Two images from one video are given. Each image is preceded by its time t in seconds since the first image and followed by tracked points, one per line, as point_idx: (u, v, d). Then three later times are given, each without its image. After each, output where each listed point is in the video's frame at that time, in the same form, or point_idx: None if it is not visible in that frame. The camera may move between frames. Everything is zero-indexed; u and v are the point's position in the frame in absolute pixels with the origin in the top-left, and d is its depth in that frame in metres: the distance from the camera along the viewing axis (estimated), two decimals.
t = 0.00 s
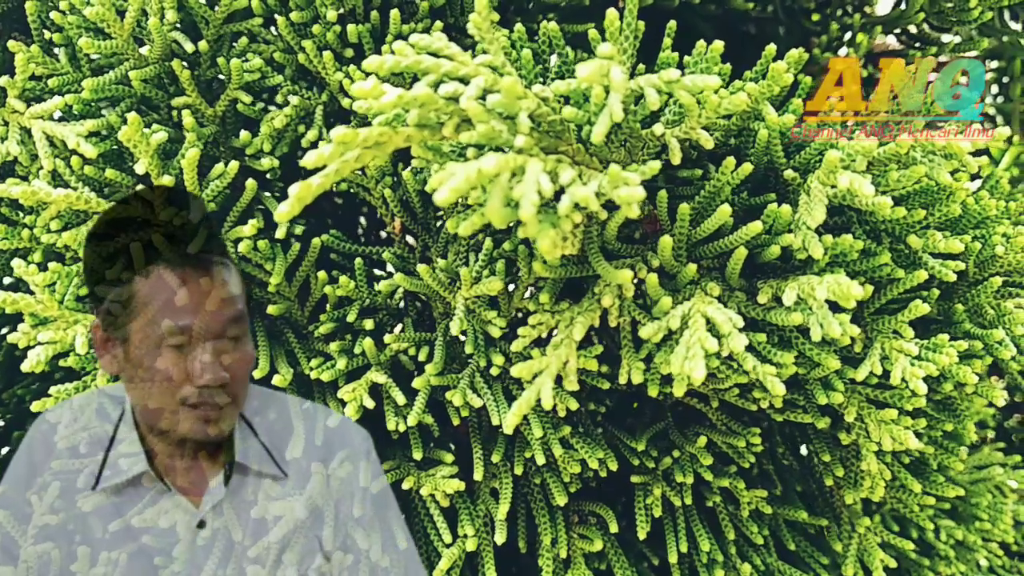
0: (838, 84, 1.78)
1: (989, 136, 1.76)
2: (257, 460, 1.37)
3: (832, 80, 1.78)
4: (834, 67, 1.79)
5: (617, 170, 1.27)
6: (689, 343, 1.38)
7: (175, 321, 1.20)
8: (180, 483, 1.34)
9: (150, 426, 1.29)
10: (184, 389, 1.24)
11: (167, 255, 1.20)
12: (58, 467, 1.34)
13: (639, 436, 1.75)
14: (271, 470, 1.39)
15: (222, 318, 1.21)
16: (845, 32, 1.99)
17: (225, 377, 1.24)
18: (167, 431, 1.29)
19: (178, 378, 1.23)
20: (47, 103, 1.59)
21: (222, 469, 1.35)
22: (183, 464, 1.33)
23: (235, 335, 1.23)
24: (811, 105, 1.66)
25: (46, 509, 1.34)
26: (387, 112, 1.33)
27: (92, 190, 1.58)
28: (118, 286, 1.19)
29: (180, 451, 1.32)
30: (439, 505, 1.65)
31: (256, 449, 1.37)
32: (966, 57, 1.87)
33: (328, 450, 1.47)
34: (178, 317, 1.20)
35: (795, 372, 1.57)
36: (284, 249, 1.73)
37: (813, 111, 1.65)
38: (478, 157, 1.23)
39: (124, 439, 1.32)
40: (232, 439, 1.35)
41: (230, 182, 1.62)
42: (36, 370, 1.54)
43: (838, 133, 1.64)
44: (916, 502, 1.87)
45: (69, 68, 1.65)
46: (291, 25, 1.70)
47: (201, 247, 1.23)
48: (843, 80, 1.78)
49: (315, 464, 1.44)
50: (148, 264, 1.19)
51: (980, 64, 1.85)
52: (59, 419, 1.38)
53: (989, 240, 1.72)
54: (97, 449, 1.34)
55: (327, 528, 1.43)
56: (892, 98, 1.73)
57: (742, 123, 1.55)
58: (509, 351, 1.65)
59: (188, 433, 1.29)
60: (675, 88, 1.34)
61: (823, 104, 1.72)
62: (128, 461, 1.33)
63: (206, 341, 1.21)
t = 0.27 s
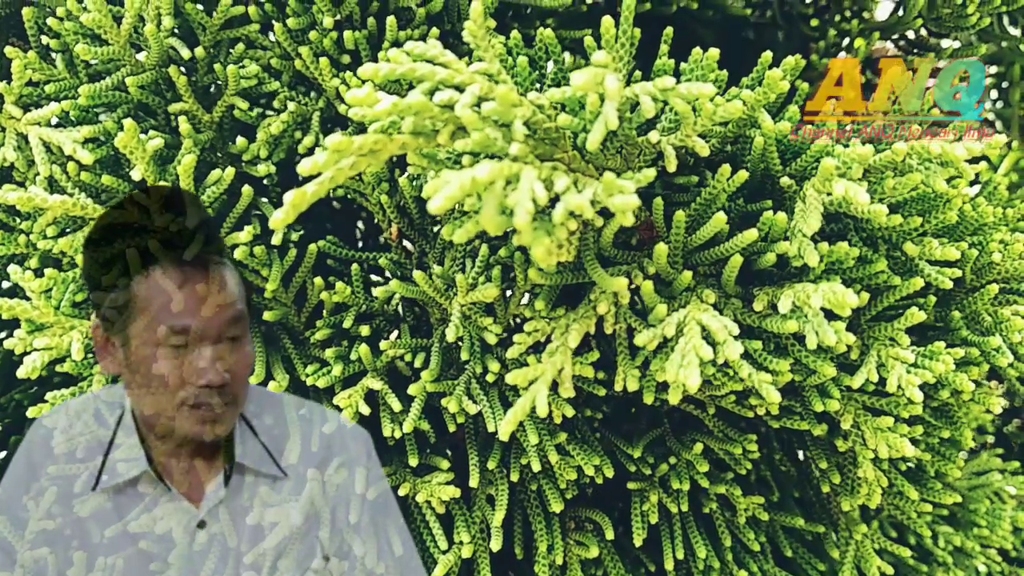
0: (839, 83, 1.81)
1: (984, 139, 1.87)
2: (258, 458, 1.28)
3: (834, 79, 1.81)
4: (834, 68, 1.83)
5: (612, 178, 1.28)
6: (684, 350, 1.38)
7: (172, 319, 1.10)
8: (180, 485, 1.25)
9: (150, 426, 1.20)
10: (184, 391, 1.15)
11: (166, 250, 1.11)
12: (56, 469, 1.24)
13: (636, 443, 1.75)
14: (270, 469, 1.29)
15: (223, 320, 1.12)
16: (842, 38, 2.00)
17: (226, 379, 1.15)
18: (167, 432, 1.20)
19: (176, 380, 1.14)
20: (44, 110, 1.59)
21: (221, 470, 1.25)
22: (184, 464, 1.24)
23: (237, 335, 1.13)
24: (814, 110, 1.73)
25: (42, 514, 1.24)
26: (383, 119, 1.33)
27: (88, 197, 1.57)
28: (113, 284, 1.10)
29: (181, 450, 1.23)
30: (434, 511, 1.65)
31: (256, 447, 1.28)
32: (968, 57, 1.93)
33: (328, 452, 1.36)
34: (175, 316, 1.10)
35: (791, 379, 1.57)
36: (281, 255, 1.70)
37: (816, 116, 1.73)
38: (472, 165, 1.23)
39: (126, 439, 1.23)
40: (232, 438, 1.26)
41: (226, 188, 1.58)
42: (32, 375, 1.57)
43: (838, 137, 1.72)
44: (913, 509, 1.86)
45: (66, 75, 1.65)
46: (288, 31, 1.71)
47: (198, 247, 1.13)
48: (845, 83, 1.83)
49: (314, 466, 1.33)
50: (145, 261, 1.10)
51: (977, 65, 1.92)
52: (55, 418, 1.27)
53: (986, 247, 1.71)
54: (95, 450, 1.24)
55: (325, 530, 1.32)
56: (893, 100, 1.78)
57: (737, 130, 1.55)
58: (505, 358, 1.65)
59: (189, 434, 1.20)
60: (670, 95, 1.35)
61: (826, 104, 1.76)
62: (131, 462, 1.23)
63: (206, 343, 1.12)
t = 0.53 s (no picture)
0: (839, 84, 1.86)
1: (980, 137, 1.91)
2: (260, 458, 1.29)
3: (833, 81, 1.85)
4: (833, 69, 1.86)
5: (606, 179, 1.27)
6: (679, 351, 1.38)
7: (170, 319, 1.12)
8: (180, 484, 1.26)
9: (150, 425, 1.21)
10: (184, 391, 1.17)
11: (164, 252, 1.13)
12: (53, 470, 1.27)
13: (631, 443, 1.75)
14: (271, 470, 1.29)
15: (222, 319, 1.13)
16: (840, 39, 1.99)
17: (225, 378, 1.16)
18: (167, 431, 1.22)
19: (176, 379, 1.15)
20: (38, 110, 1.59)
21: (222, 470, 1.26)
22: (183, 464, 1.25)
23: (236, 335, 1.15)
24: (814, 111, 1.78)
25: (37, 514, 1.27)
26: (377, 119, 1.33)
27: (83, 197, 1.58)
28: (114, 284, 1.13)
29: (180, 450, 1.24)
30: (429, 511, 1.64)
31: (257, 448, 1.28)
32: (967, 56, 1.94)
33: (324, 452, 1.36)
34: (174, 316, 1.12)
35: (786, 380, 1.57)
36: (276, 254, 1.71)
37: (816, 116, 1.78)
38: (467, 166, 1.23)
39: (120, 438, 1.26)
40: (233, 438, 1.27)
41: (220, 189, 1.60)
42: (25, 377, 1.55)
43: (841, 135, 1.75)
44: (909, 509, 1.86)
45: (61, 75, 1.65)
46: (283, 31, 1.70)
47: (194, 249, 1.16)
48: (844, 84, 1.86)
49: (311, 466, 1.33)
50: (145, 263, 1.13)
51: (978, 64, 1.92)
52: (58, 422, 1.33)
53: (983, 247, 1.71)
54: (91, 452, 1.27)
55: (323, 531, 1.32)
56: (892, 99, 1.82)
57: (733, 130, 1.55)
58: (500, 358, 1.65)
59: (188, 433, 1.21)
60: (665, 96, 1.34)
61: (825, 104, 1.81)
62: (125, 462, 1.25)
63: (205, 343, 1.13)
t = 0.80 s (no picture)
0: (839, 84, 1.86)
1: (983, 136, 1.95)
2: (259, 458, 1.21)
3: (832, 82, 1.86)
4: (832, 71, 1.88)
5: (597, 177, 1.28)
6: (669, 351, 1.38)
7: (173, 319, 1.04)
8: (180, 483, 1.19)
9: (152, 424, 1.14)
10: (184, 391, 1.08)
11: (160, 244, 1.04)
12: (47, 470, 1.20)
13: (624, 443, 1.74)
14: (270, 470, 1.22)
15: (223, 318, 1.05)
16: (834, 38, 1.99)
17: (226, 378, 1.08)
18: (168, 430, 1.14)
19: (175, 378, 1.07)
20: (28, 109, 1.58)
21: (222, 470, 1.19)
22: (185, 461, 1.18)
23: (239, 333, 1.07)
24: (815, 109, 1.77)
25: (28, 513, 1.19)
26: (366, 118, 1.33)
27: (73, 195, 1.58)
28: (114, 281, 1.04)
29: (180, 447, 1.17)
30: (421, 511, 1.64)
31: (256, 448, 1.21)
32: (965, 56, 1.97)
33: (326, 449, 1.29)
34: (175, 314, 1.04)
35: (778, 379, 1.57)
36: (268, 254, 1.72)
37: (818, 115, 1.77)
38: (455, 165, 1.23)
39: (118, 438, 1.17)
40: (231, 438, 1.20)
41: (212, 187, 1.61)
42: (14, 376, 1.54)
43: (842, 134, 1.75)
44: (903, 509, 1.86)
45: (52, 74, 1.65)
46: (275, 30, 1.70)
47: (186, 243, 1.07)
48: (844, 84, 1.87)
49: (310, 466, 1.25)
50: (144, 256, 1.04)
51: (977, 65, 1.96)
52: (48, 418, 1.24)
53: (976, 247, 1.71)
54: (86, 452, 1.19)
55: (325, 529, 1.27)
56: (892, 97, 1.81)
57: (726, 129, 1.55)
58: (492, 358, 1.65)
59: (195, 434, 1.14)
60: (655, 95, 1.34)
61: (825, 104, 1.81)
62: (124, 461, 1.17)
63: (206, 342, 1.05)
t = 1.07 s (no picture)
0: (839, 85, 1.86)
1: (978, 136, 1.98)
2: (259, 459, 1.18)
3: (833, 82, 1.86)
4: (833, 70, 1.87)
5: (591, 178, 1.27)
6: (664, 351, 1.37)
7: (172, 318, 1.00)
8: (180, 484, 1.16)
9: (151, 427, 1.10)
10: (183, 393, 1.04)
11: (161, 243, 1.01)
12: (41, 471, 1.15)
13: (619, 443, 1.74)
14: (270, 470, 1.19)
15: (223, 318, 1.02)
16: (831, 37, 1.99)
17: (227, 379, 1.04)
18: (168, 432, 1.10)
19: (174, 381, 1.03)
20: (22, 108, 1.58)
21: (222, 470, 1.16)
22: (186, 462, 1.15)
23: (240, 332, 1.03)
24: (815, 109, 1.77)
25: (23, 514, 1.14)
26: (360, 118, 1.33)
27: (67, 195, 1.58)
28: (113, 279, 1.01)
29: (180, 449, 1.13)
30: (416, 512, 1.63)
31: (256, 448, 1.18)
32: (965, 55, 1.97)
33: (325, 449, 1.24)
34: (175, 314, 1.00)
35: (774, 380, 1.56)
36: (262, 254, 1.72)
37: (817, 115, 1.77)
38: (449, 165, 1.23)
39: (118, 436, 1.14)
40: (232, 438, 1.16)
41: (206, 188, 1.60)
42: (8, 377, 1.53)
43: (839, 135, 1.75)
44: (899, 509, 1.85)
45: (46, 74, 1.65)
46: (269, 30, 1.69)
47: (185, 242, 1.04)
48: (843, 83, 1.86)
49: (309, 467, 1.21)
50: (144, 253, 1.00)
51: (976, 64, 1.97)
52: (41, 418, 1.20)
53: (971, 247, 1.70)
54: (84, 452, 1.15)
55: (325, 530, 1.22)
56: (892, 98, 1.81)
57: (721, 129, 1.54)
58: (487, 358, 1.65)
59: (195, 437, 1.10)
60: (649, 95, 1.34)
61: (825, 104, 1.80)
62: (123, 461, 1.14)
63: (206, 342, 1.01)
